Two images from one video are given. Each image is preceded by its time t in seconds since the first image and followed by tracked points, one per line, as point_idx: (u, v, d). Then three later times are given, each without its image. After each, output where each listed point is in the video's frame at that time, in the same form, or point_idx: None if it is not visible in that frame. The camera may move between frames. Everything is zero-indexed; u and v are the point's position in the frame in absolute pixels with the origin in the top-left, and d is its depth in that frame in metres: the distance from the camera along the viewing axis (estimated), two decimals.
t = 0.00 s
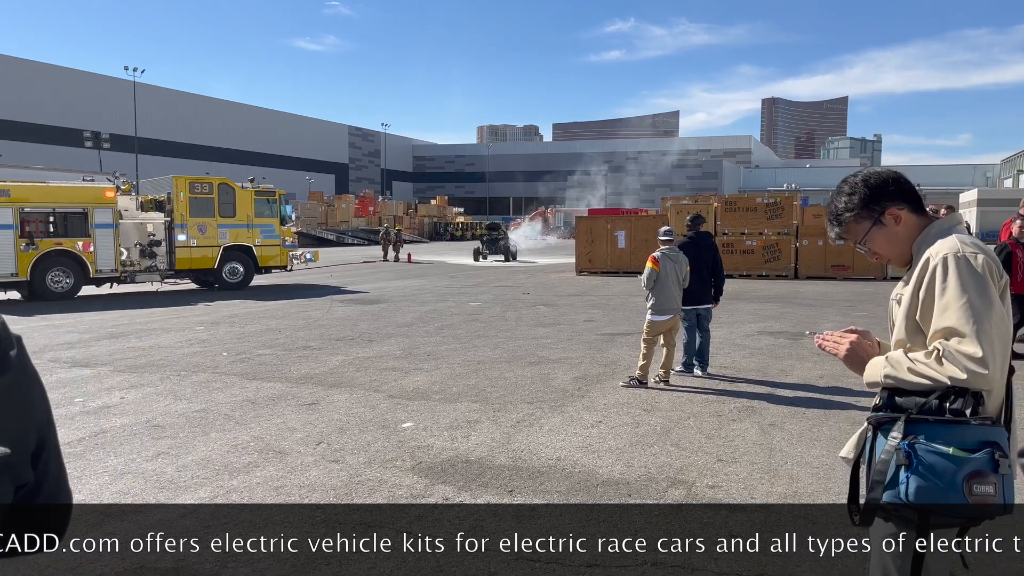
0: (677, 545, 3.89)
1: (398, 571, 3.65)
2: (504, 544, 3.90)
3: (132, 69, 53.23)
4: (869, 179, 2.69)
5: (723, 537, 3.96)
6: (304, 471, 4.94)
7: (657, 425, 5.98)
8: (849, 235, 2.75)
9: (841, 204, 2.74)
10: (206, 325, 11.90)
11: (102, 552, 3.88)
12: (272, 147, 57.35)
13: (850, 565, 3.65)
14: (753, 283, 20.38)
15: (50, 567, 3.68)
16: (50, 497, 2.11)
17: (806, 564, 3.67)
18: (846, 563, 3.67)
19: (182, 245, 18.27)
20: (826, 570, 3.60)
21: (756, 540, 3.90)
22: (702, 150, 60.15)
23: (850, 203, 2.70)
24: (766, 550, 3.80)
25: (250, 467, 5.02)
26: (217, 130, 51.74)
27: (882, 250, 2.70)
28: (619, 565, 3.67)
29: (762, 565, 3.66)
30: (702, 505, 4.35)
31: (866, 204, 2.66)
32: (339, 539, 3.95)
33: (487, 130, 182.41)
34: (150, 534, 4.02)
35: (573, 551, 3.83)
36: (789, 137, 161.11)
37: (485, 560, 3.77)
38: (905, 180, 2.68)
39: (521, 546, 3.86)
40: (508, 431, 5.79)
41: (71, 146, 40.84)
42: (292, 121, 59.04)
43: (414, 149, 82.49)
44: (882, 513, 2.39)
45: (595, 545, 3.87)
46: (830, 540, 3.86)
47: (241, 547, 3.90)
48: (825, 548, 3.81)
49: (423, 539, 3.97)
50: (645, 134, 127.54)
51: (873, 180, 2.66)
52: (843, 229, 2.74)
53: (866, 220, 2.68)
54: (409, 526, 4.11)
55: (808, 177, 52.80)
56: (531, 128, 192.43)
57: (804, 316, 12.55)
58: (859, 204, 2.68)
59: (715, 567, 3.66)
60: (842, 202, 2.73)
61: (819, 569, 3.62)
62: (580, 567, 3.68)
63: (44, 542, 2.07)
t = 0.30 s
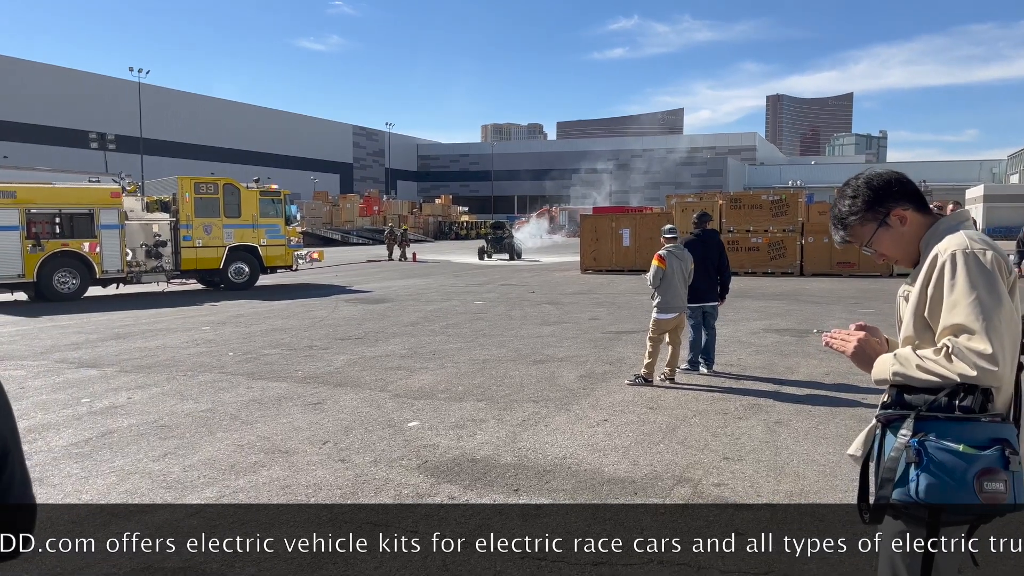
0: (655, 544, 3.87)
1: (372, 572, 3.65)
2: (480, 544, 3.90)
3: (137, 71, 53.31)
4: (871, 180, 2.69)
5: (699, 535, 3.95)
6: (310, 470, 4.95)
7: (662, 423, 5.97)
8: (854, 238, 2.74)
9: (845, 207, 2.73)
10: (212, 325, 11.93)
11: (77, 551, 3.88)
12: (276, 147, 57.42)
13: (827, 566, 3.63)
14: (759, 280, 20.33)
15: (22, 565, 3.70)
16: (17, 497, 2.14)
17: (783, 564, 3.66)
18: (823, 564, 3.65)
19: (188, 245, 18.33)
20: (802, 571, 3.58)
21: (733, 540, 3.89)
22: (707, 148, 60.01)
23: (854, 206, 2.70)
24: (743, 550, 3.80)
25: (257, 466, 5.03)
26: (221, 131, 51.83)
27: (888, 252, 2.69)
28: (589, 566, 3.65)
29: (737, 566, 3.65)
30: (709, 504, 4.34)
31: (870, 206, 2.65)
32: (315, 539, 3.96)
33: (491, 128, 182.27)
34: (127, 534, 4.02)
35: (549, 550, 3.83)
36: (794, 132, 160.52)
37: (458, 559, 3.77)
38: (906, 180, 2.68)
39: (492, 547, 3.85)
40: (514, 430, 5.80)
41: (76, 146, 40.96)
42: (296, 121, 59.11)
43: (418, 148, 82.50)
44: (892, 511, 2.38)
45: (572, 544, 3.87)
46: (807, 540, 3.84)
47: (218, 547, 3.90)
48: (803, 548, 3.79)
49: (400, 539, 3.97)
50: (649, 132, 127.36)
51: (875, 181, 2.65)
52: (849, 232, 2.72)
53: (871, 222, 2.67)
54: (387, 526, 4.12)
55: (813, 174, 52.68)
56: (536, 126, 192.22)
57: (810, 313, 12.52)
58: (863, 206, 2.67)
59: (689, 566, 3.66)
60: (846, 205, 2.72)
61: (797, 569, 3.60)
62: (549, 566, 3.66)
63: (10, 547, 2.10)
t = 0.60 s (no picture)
0: (630, 544, 3.88)
1: (346, 572, 3.67)
2: (475, 545, 3.91)
3: (138, 74, 53.39)
4: (868, 184, 2.68)
5: (677, 535, 3.96)
6: (313, 473, 4.95)
7: (665, 423, 5.96)
8: (854, 242, 2.73)
9: (844, 211, 2.73)
10: (216, 328, 11.95)
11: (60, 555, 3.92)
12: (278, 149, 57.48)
13: (802, 566, 3.64)
14: (761, 279, 20.32)
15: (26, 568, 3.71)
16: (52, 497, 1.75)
17: (757, 564, 3.67)
18: (797, 563, 3.65)
19: (190, 248, 18.35)
20: (775, 571, 3.59)
21: (708, 540, 3.90)
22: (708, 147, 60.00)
23: (852, 210, 2.70)
24: (718, 550, 3.81)
25: (260, 469, 5.03)
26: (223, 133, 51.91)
27: (889, 255, 2.68)
28: (563, 567, 3.66)
29: (712, 565, 3.66)
30: (712, 504, 4.34)
31: (868, 209, 2.65)
32: (291, 539, 3.98)
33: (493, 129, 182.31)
34: (106, 534, 4.07)
35: (525, 550, 3.85)
36: (796, 130, 160.33)
37: (434, 560, 3.79)
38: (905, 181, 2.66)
39: (464, 546, 3.87)
40: (517, 431, 5.79)
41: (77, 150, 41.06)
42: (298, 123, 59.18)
43: (420, 149, 82.52)
44: (895, 513, 2.37)
45: (547, 544, 3.89)
46: (783, 540, 3.84)
47: (194, 547, 3.93)
48: (778, 548, 3.79)
49: (376, 539, 3.99)
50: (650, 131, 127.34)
51: (872, 185, 2.65)
52: (848, 236, 2.72)
53: (870, 226, 2.67)
54: (363, 525, 4.14)
55: (815, 173, 52.66)
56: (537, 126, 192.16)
57: (813, 311, 12.50)
58: (861, 210, 2.67)
59: (664, 566, 3.66)
60: (844, 209, 2.72)
61: (771, 569, 3.61)
62: (524, 567, 3.68)
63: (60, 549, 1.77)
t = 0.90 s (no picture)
0: (606, 544, 3.90)
1: (318, 571, 3.69)
2: (477, 545, 3.92)
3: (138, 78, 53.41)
4: (859, 187, 2.69)
5: (653, 535, 3.97)
6: (312, 477, 4.95)
7: (665, 425, 5.96)
8: (846, 244, 2.73)
9: (835, 214, 2.73)
10: (215, 332, 11.95)
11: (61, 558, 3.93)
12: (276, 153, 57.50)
13: (776, 566, 3.66)
14: (760, 280, 20.32)
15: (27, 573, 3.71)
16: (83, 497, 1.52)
17: (732, 564, 3.69)
18: (770, 563, 3.67)
19: (189, 252, 18.35)
20: (748, 571, 3.61)
21: (684, 540, 3.92)
22: (707, 148, 60.09)
23: (844, 212, 2.70)
24: (694, 550, 3.82)
25: (259, 473, 5.03)
26: (221, 137, 51.94)
27: (880, 256, 2.68)
28: (535, 566, 3.69)
29: (688, 565, 3.68)
30: (711, 505, 4.34)
31: (859, 212, 2.66)
32: (267, 539, 4.01)
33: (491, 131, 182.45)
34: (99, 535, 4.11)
35: (500, 551, 3.87)
36: (794, 131, 160.53)
37: (408, 559, 3.82)
38: (897, 184, 2.66)
39: (436, 546, 3.90)
40: (516, 434, 5.79)
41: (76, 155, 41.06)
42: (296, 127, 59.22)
43: (419, 152, 82.63)
44: (888, 514, 2.36)
45: (523, 545, 3.92)
46: (759, 540, 3.86)
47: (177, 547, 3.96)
48: (754, 548, 3.81)
49: (352, 539, 4.01)
50: (649, 132, 127.49)
51: (862, 188, 2.66)
52: (840, 238, 2.72)
53: (861, 228, 2.67)
54: (340, 526, 4.16)
55: (813, 173, 52.73)
56: (536, 129, 192.34)
57: (812, 312, 12.50)
58: (853, 213, 2.67)
59: (639, 566, 3.68)
60: (836, 212, 2.72)
61: (745, 569, 3.63)
62: (498, 567, 3.70)
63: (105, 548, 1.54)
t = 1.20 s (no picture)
0: (581, 544, 3.93)
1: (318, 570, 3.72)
2: (475, 545, 3.96)
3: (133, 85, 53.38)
4: (843, 194, 2.69)
5: (628, 535, 4.01)
6: (306, 483, 4.93)
7: (660, 430, 5.96)
8: (832, 251, 2.73)
9: (821, 221, 2.73)
10: (209, 338, 11.91)
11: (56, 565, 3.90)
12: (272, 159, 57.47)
13: (749, 565, 3.69)
14: (756, 285, 20.35)
15: None
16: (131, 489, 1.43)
17: (707, 564, 3.72)
18: (744, 563, 3.70)
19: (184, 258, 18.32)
20: (723, 570, 3.64)
21: (660, 540, 3.95)
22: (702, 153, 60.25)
23: (829, 219, 2.70)
24: (668, 550, 3.86)
25: (254, 480, 5.01)
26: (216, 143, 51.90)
27: (866, 263, 2.68)
28: (504, 565, 3.75)
29: (664, 565, 3.71)
30: (705, 509, 4.32)
31: (844, 218, 2.66)
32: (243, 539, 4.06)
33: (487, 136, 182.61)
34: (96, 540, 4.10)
35: (474, 550, 3.91)
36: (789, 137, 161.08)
37: (384, 559, 3.86)
38: (879, 191, 2.68)
39: (410, 546, 3.94)
40: (511, 439, 5.78)
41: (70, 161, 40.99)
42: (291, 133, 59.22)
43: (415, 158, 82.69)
44: (875, 516, 2.37)
45: (499, 545, 3.96)
46: (734, 540, 3.90)
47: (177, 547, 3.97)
48: (730, 548, 3.85)
49: (344, 539, 4.05)
50: (644, 138, 127.82)
51: (847, 195, 2.66)
52: (826, 245, 2.72)
53: (847, 234, 2.67)
54: (323, 528, 4.19)
55: (808, 178, 52.88)
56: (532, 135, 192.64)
57: (807, 317, 12.51)
58: (838, 219, 2.67)
59: (614, 567, 3.70)
60: (821, 219, 2.72)
61: (721, 569, 3.66)
62: (470, 566, 3.75)
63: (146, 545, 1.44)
